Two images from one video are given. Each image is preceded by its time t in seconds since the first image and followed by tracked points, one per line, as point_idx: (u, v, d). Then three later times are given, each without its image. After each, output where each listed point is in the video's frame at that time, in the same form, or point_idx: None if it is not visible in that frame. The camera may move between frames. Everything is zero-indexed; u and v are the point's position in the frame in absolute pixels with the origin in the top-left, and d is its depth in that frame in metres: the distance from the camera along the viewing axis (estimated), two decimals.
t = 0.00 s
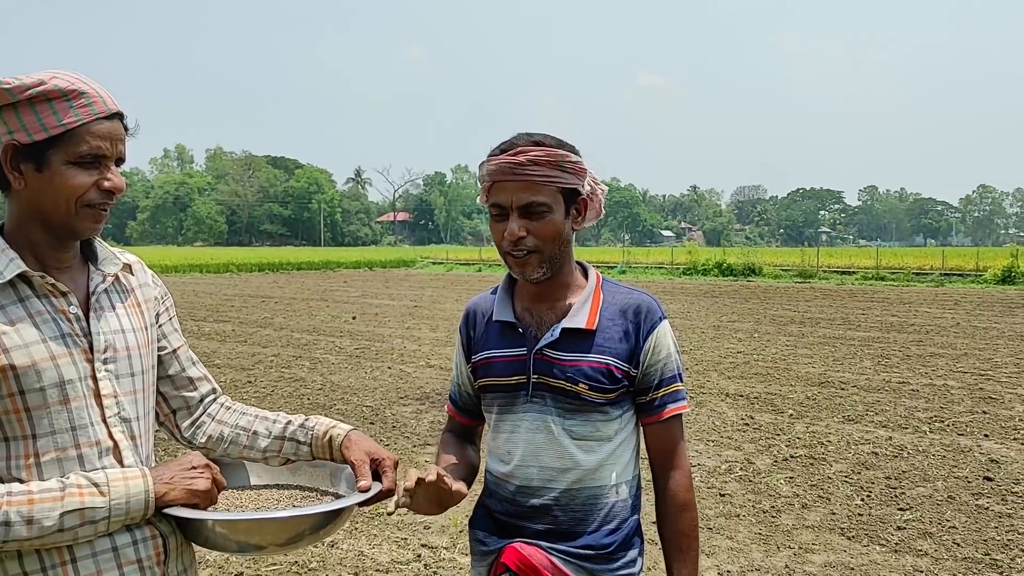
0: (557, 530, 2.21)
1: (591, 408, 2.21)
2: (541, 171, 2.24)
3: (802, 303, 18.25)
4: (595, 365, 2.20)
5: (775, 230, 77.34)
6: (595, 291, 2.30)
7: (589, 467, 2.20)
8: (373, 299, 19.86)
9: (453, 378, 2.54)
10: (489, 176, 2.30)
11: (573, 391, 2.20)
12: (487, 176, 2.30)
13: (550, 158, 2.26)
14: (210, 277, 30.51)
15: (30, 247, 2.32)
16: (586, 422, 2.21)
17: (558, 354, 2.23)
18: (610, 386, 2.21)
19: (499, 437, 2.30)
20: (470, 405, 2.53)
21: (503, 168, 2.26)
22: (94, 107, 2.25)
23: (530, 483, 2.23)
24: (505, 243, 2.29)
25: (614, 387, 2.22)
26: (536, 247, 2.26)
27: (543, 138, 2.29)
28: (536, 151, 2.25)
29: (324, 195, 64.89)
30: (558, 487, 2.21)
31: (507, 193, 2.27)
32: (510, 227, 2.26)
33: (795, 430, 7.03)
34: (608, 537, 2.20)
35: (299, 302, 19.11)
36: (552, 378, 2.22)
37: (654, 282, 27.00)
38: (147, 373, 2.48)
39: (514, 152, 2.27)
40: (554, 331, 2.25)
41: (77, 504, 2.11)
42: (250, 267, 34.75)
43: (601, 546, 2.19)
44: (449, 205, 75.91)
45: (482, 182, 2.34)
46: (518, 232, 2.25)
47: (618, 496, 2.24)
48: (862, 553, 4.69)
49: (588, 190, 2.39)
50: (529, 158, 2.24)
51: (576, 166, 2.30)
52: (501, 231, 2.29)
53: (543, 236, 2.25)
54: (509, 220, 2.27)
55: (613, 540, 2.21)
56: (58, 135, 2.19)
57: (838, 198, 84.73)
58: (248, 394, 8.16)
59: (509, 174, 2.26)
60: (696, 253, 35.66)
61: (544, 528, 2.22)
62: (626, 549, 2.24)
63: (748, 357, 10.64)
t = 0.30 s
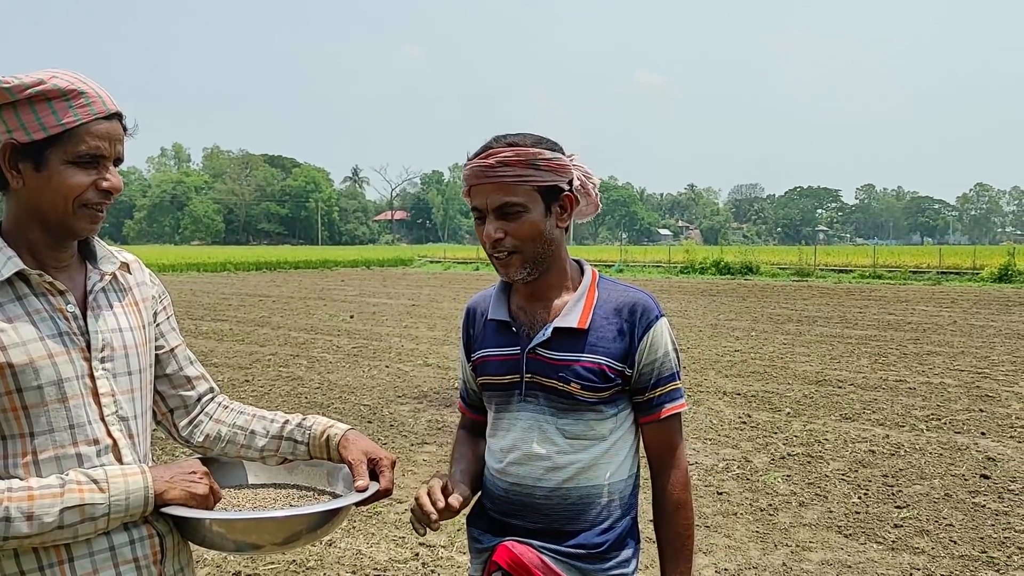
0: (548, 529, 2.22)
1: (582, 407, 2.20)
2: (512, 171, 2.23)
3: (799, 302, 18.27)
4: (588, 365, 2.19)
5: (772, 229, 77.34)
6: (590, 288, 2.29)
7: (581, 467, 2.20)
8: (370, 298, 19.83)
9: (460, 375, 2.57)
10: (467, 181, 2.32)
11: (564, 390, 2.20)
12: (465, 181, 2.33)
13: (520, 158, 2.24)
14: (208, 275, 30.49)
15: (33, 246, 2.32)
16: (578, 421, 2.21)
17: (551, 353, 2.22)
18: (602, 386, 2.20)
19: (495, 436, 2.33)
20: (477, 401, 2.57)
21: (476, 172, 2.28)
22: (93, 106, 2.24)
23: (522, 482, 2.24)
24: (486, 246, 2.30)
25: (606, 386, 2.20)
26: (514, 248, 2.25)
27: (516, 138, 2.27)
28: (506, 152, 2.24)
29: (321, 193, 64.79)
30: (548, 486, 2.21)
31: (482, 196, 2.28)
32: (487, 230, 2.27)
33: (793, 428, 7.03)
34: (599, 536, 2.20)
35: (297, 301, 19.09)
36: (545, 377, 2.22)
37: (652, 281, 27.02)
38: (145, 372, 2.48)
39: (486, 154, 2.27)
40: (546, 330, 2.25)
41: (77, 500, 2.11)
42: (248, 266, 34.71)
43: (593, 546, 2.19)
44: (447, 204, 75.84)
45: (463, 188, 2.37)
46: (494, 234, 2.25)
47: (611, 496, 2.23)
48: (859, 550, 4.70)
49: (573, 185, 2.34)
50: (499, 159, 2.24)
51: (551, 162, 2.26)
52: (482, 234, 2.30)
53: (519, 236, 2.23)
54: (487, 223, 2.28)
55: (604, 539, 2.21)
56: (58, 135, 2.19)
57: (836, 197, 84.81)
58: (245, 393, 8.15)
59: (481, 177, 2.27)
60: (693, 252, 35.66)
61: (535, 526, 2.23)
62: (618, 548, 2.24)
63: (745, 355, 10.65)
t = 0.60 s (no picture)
0: (544, 529, 2.22)
1: (577, 405, 2.19)
2: (521, 166, 2.23)
3: (798, 301, 18.28)
4: (582, 363, 2.18)
5: (771, 228, 77.32)
6: (590, 286, 2.28)
7: (576, 466, 2.19)
8: (370, 297, 19.81)
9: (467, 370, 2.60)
10: (475, 174, 2.33)
11: (558, 388, 2.20)
12: (473, 173, 2.33)
13: (531, 153, 2.23)
14: (207, 275, 30.46)
15: (34, 243, 2.32)
16: (572, 420, 2.20)
17: (547, 350, 2.23)
18: (597, 384, 2.18)
19: (494, 433, 2.34)
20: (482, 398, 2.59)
21: (485, 165, 2.28)
22: (95, 106, 2.25)
23: (518, 481, 2.25)
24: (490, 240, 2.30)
25: (602, 385, 2.18)
26: (518, 243, 2.25)
27: (528, 133, 2.27)
28: (516, 146, 2.24)
29: (320, 193, 64.74)
30: (544, 485, 2.21)
31: (489, 189, 2.29)
32: (492, 223, 2.28)
33: (792, 427, 7.04)
34: (595, 538, 2.19)
35: (296, 300, 19.07)
36: (540, 375, 2.23)
37: (651, 280, 27.03)
38: (146, 370, 2.49)
39: (496, 148, 2.27)
40: (543, 327, 2.25)
41: (80, 497, 2.11)
42: (247, 266, 34.68)
43: (587, 547, 2.19)
44: (446, 204, 75.77)
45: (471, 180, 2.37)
46: (498, 228, 2.25)
47: (607, 497, 2.22)
48: (859, 549, 4.70)
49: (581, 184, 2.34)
50: (508, 154, 2.24)
51: (561, 159, 2.25)
52: (487, 227, 2.31)
53: (523, 231, 2.24)
54: (492, 217, 2.29)
55: (600, 541, 2.19)
56: (60, 133, 2.19)
57: (835, 196, 84.83)
58: (245, 392, 8.15)
59: (490, 170, 2.27)
60: (692, 251, 35.67)
61: (531, 525, 2.24)
62: (613, 551, 2.22)
63: (745, 354, 10.65)
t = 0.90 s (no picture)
0: (550, 537, 2.23)
1: (585, 411, 2.19)
2: (547, 162, 2.23)
3: (799, 301, 18.27)
4: (592, 367, 2.17)
5: (771, 228, 77.28)
6: (606, 288, 2.27)
7: (583, 473, 2.19)
8: (370, 297, 19.80)
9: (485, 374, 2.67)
10: (497, 168, 2.31)
11: (567, 392, 2.19)
12: (496, 167, 2.31)
13: (558, 149, 2.24)
14: (208, 275, 30.50)
15: (33, 243, 2.32)
16: (580, 426, 2.20)
17: (557, 353, 2.23)
18: (607, 390, 2.17)
19: (503, 436, 2.35)
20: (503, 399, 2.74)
21: (510, 160, 2.27)
22: (99, 109, 2.25)
23: (525, 486, 2.26)
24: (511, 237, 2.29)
25: (612, 391, 2.17)
26: (541, 241, 2.25)
27: (554, 130, 2.27)
28: (544, 142, 2.25)
29: (321, 193, 64.72)
30: (551, 491, 2.21)
31: (514, 184, 2.28)
32: (516, 220, 2.26)
33: (792, 427, 7.04)
34: (601, 549, 2.19)
35: (296, 300, 19.06)
36: (549, 377, 2.23)
37: (652, 280, 27.02)
38: (147, 371, 2.48)
39: (522, 142, 2.26)
40: (553, 330, 2.25)
41: (78, 500, 2.11)
42: (247, 266, 34.67)
43: (592, 557, 2.18)
44: (446, 204, 75.72)
45: (491, 174, 2.35)
46: (522, 225, 2.24)
47: (615, 505, 2.21)
48: (859, 550, 4.70)
49: (602, 185, 2.36)
50: (536, 149, 2.24)
51: (586, 158, 2.27)
52: (508, 224, 2.29)
53: (548, 229, 2.24)
54: (515, 213, 2.28)
55: (606, 551, 2.19)
56: (63, 136, 2.19)
57: (835, 196, 84.83)
58: (245, 392, 8.15)
59: (515, 165, 2.26)
60: (692, 251, 35.66)
61: (537, 532, 2.25)
62: (620, 562, 2.21)
63: (745, 354, 10.65)
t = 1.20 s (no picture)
0: (572, 545, 2.22)
1: (612, 417, 2.18)
2: (608, 153, 2.22)
3: (800, 301, 18.27)
4: (622, 373, 2.16)
5: (772, 228, 77.26)
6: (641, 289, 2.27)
7: (608, 481, 2.18)
8: (371, 298, 19.79)
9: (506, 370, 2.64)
10: (553, 151, 2.26)
11: (594, 397, 2.19)
12: (551, 150, 2.26)
13: (619, 142, 2.23)
14: (209, 275, 30.51)
15: (32, 247, 2.31)
16: (606, 433, 2.19)
17: (586, 356, 2.22)
18: (636, 398, 2.16)
19: (526, 442, 2.35)
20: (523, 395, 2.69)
21: (570, 145, 2.23)
22: (105, 112, 2.24)
23: (549, 492, 2.25)
24: (561, 226, 2.25)
25: (641, 398, 2.16)
26: (593, 235, 2.24)
27: (614, 121, 2.26)
28: (606, 133, 2.23)
29: (321, 193, 64.69)
30: (575, 499, 2.21)
31: (571, 172, 2.24)
32: (571, 210, 2.23)
33: (794, 427, 7.04)
34: (624, 558, 2.17)
35: (297, 300, 19.05)
36: (576, 380, 2.23)
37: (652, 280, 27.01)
38: (150, 373, 2.48)
39: (584, 130, 2.23)
40: (582, 331, 2.24)
41: (79, 502, 2.10)
42: (248, 266, 34.66)
43: (615, 567, 2.17)
44: (447, 204, 75.67)
45: (542, 157, 2.30)
46: (575, 216, 2.22)
47: (640, 515, 2.20)
48: (861, 550, 4.70)
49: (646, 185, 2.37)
50: (600, 139, 2.21)
51: (643, 155, 2.28)
52: (558, 213, 2.26)
53: (601, 224, 2.23)
54: (568, 203, 2.25)
55: (630, 561, 2.17)
56: (69, 139, 2.18)
57: (835, 195, 84.86)
58: (246, 393, 8.14)
59: (575, 152, 2.23)
60: (693, 251, 35.67)
61: (558, 540, 2.24)
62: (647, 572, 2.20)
63: (746, 355, 10.65)
